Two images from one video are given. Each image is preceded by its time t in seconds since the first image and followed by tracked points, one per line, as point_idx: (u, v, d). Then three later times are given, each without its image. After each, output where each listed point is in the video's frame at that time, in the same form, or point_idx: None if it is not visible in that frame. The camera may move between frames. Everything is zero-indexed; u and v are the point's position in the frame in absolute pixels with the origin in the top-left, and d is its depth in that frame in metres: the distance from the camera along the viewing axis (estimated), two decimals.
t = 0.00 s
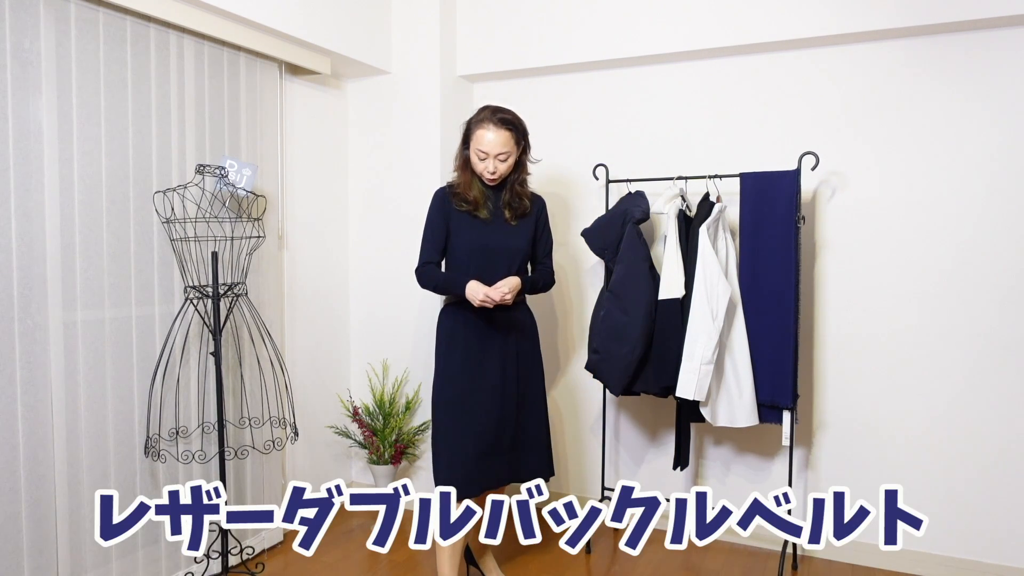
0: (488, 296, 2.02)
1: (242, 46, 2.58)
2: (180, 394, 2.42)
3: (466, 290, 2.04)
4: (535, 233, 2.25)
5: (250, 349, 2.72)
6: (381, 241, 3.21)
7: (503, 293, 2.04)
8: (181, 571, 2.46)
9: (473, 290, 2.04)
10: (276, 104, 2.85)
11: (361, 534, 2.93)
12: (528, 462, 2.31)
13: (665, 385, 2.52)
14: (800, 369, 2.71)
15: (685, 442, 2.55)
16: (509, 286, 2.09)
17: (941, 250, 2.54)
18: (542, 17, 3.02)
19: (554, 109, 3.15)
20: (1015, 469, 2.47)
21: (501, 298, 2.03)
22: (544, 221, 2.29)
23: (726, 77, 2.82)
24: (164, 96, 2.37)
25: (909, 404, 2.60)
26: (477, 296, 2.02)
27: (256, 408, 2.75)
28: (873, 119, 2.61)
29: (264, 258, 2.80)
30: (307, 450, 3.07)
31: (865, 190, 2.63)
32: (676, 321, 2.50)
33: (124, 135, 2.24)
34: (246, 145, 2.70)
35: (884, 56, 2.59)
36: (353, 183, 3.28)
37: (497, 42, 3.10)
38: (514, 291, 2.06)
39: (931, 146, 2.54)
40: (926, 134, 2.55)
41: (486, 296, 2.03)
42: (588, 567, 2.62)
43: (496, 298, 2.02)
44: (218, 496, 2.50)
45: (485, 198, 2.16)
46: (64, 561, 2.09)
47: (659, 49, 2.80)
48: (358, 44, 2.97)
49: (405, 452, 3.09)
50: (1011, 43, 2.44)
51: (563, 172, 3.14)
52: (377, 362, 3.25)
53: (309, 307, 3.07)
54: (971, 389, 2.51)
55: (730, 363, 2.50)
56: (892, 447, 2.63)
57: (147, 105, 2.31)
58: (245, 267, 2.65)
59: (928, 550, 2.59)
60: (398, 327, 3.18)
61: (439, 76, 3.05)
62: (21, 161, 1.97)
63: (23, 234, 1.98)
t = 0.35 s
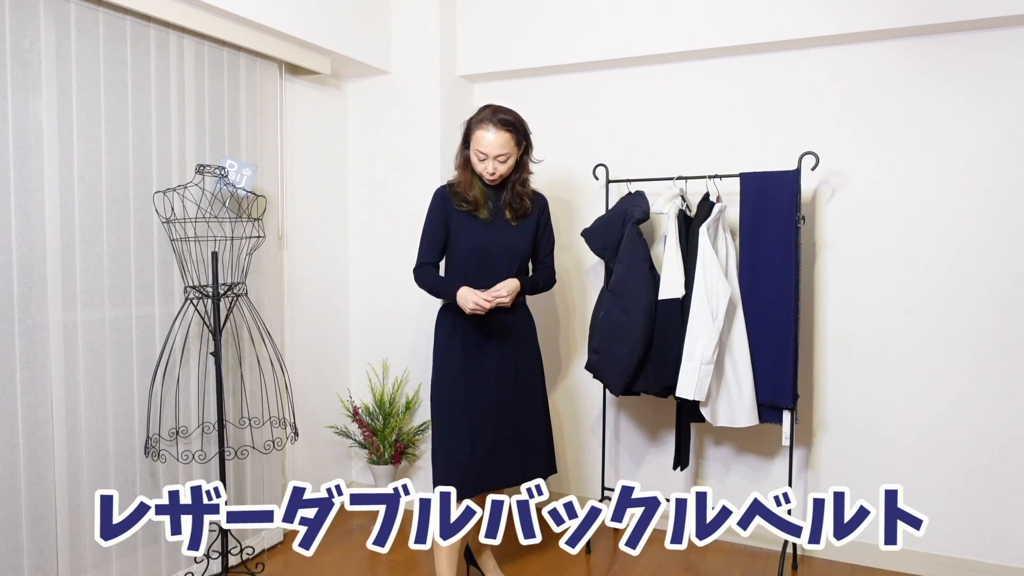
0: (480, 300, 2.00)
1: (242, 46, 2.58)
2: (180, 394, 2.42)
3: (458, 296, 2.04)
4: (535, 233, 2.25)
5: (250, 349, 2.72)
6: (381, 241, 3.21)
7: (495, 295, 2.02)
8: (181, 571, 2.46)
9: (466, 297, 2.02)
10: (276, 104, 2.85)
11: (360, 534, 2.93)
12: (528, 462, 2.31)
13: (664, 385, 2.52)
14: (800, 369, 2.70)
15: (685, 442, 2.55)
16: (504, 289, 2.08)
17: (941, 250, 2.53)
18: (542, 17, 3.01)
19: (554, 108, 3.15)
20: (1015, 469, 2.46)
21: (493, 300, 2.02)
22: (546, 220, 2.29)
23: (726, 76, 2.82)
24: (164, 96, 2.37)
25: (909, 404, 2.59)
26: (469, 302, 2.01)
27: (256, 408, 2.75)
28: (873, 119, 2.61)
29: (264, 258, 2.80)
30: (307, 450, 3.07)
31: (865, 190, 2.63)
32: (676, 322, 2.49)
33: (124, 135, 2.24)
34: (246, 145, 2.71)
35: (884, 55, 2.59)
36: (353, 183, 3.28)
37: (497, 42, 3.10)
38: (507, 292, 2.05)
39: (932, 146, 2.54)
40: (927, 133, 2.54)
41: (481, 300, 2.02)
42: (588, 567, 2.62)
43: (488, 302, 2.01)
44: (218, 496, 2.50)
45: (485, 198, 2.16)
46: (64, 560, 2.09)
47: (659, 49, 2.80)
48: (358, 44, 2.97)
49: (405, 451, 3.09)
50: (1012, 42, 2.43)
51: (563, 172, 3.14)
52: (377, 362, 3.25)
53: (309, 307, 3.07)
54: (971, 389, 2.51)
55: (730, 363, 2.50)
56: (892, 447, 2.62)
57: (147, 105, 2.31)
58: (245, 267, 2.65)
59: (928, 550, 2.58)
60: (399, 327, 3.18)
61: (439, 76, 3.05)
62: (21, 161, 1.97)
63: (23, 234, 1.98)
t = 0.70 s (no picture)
0: (476, 301, 2.00)
1: (242, 46, 2.58)
2: (180, 394, 2.42)
3: (454, 297, 2.04)
4: (534, 232, 2.25)
5: (250, 349, 2.72)
6: (381, 241, 3.21)
7: (491, 296, 2.02)
8: (181, 571, 2.46)
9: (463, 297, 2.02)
10: (276, 104, 2.85)
11: (360, 534, 2.93)
12: (527, 462, 2.31)
13: (664, 385, 2.52)
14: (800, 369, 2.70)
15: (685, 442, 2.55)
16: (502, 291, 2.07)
17: (941, 250, 2.53)
18: (542, 17, 3.01)
19: (554, 108, 3.15)
20: (1015, 469, 2.46)
21: (490, 300, 2.02)
22: (545, 220, 2.29)
23: (726, 76, 2.82)
24: (164, 96, 2.37)
25: (909, 404, 2.59)
26: (466, 303, 2.01)
27: (256, 408, 2.75)
28: (873, 119, 2.61)
29: (264, 258, 2.80)
30: (307, 450, 3.07)
31: (865, 190, 2.63)
32: (676, 322, 2.49)
33: (124, 135, 2.24)
34: (247, 145, 2.71)
35: (884, 55, 2.59)
36: (353, 183, 3.28)
37: (498, 42, 3.10)
38: (504, 293, 2.04)
39: (931, 146, 2.54)
40: (927, 133, 2.54)
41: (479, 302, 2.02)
42: (588, 567, 2.62)
43: (485, 303, 2.01)
44: (218, 496, 2.50)
45: (483, 198, 2.16)
46: (64, 561, 2.09)
47: (659, 49, 2.80)
48: (358, 44, 2.97)
49: (405, 451, 3.09)
50: (1012, 42, 2.43)
51: (563, 172, 3.14)
52: (377, 362, 3.25)
53: (309, 307, 3.07)
54: (971, 389, 2.51)
55: (730, 363, 2.50)
56: (892, 446, 2.62)
57: (146, 104, 2.31)
58: (245, 267, 2.65)
59: (928, 550, 2.58)
60: (399, 327, 3.18)
61: (439, 76, 3.06)
62: (21, 161, 1.97)
63: (23, 234, 1.98)
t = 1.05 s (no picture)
0: (478, 300, 2.00)
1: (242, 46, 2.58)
2: (180, 394, 2.42)
3: (458, 296, 2.04)
4: (535, 233, 2.25)
5: (250, 349, 2.72)
6: (381, 241, 3.21)
7: (495, 295, 2.02)
8: (181, 572, 2.46)
9: (465, 297, 2.02)
10: (276, 104, 2.85)
11: (360, 535, 2.92)
12: (528, 462, 2.31)
13: (665, 385, 2.52)
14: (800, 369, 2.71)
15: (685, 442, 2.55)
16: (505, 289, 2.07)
17: (941, 250, 2.53)
18: (542, 17, 3.02)
19: (554, 108, 3.15)
20: (1015, 469, 2.46)
21: (493, 300, 2.02)
22: (545, 220, 2.29)
23: (726, 76, 2.82)
24: (164, 96, 2.37)
25: (909, 404, 2.60)
26: (468, 302, 2.01)
27: (256, 408, 2.75)
28: (873, 119, 2.61)
29: (264, 257, 2.80)
30: (307, 450, 3.07)
31: (865, 190, 2.63)
32: (676, 322, 2.50)
33: (125, 135, 2.24)
34: (247, 145, 2.70)
35: (884, 55, 2.59)
36: (353, 183, 3.28)
37: (498, 42, 3.10)
38: (507, 293, 2.04)
39: (931, 146, 2.54)
40: (926, 134, 2.55)
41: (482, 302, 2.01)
42: (589, 567, 2.62)
43: (489, 303, 2.01)
44: (218, 496, 2.50)
45: (484, 198, 2.16)
46: (64, 561, 2.09)
47: (659, 49, 2.80)
48: (358, 44, 2.97)
49: (405, 451, 3.09)
50: (1012, 42, 2.43)
51: (563, 172, 3.14)
52: (377, 362, 3.25)
53: (309, 307, 3.07)
54: (971, 388, 2.51)
55: (730, 363, 2.50)
56: (892, 446, 2.63)
57: (146, 104, 2.31)
58: (245, 267, 2.65)
59: (927, 550, 2.59)
60: (399, 327, 3.18)
61: (439, 76, 3.05)
62: (21, 160, 1.97)
63: (24, 234, 1.98)
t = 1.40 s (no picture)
0: (486, 298, 2.00)
1: (243, 46, 2.58)
2: (180, 394, 2.42)
3: (464, 295, 2.04)
4: (535, 233, 2.25)
5: (250, 349, 2.72)
6: (381, 241, 3.21)
7: (500, 294, 2.03)
8: (181, 572, 2.45)
9: (468, 296, 2.02)
10: (276, 104, 2.85)
11: (360, 535, 2.92)
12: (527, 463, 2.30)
13: (665, 385, 2.52)
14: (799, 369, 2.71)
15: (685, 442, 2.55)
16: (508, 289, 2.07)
17: (941, 250, 2.53)
18: (542, 17, 3.02)
19: (554, 108, 3.15)
20: (1015, 469, 2.46)
21: (499, 298, 2.02)
22: (545, 221, 2.29)
23: (726, 76, 2.82)
24: (164, 96, 2.37)
25: (910, 404, 2.60)
26: (475, 300, 2.01)
27: (256, 408, 2.75)
28: (873, 119, 2.61)
29: (264, 257, 2.80)
30: (307, 451, 3.07)
31: (865, 190, 2.63)
32: (676, 322, 2.50)
33: (124, 134, 2.24)
34: (247, 145, 2.70)
35: (884, 55, 2.59)
36: (353, 183, 3.28)
37: (498, 42, 3.10)
38: (511, 291, 2.05)
39: (931, 146, 2.54)
40: (927, 134, 2.55)
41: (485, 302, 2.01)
42: (589, 567, 2.62)
43: (495, 302, 2.02)
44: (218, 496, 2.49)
45: (485, 199, 2.16)
46: (63, 560, 2.09)
47: (659, 49, 2.80)
48: (358, 44, 2.97)
49: (405, 452, 3.09)
50: (1011, 42, 2.43)
51: (563, 172, 3.14)
52: (377, 362, 3.25)
53: (310, 307, 3.07)
54: (971, 388, 2.51)
55: (730, 363, 2.50)
56: (891, 446, 2.63)
57: (146, 104, 2.31)
58: (245, 267, 2.65)
59: (928, 550, 2.58)
60: (399, 327, 3.18)
61: (439, 75, 3.06)
62: (21, 160, 1.97)
63: (24, 233, 1.98)
